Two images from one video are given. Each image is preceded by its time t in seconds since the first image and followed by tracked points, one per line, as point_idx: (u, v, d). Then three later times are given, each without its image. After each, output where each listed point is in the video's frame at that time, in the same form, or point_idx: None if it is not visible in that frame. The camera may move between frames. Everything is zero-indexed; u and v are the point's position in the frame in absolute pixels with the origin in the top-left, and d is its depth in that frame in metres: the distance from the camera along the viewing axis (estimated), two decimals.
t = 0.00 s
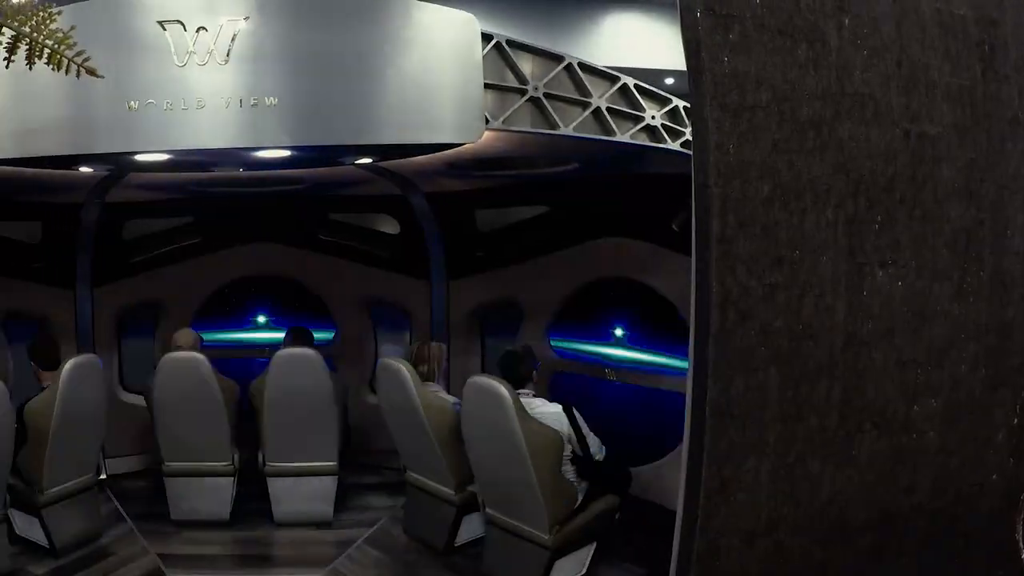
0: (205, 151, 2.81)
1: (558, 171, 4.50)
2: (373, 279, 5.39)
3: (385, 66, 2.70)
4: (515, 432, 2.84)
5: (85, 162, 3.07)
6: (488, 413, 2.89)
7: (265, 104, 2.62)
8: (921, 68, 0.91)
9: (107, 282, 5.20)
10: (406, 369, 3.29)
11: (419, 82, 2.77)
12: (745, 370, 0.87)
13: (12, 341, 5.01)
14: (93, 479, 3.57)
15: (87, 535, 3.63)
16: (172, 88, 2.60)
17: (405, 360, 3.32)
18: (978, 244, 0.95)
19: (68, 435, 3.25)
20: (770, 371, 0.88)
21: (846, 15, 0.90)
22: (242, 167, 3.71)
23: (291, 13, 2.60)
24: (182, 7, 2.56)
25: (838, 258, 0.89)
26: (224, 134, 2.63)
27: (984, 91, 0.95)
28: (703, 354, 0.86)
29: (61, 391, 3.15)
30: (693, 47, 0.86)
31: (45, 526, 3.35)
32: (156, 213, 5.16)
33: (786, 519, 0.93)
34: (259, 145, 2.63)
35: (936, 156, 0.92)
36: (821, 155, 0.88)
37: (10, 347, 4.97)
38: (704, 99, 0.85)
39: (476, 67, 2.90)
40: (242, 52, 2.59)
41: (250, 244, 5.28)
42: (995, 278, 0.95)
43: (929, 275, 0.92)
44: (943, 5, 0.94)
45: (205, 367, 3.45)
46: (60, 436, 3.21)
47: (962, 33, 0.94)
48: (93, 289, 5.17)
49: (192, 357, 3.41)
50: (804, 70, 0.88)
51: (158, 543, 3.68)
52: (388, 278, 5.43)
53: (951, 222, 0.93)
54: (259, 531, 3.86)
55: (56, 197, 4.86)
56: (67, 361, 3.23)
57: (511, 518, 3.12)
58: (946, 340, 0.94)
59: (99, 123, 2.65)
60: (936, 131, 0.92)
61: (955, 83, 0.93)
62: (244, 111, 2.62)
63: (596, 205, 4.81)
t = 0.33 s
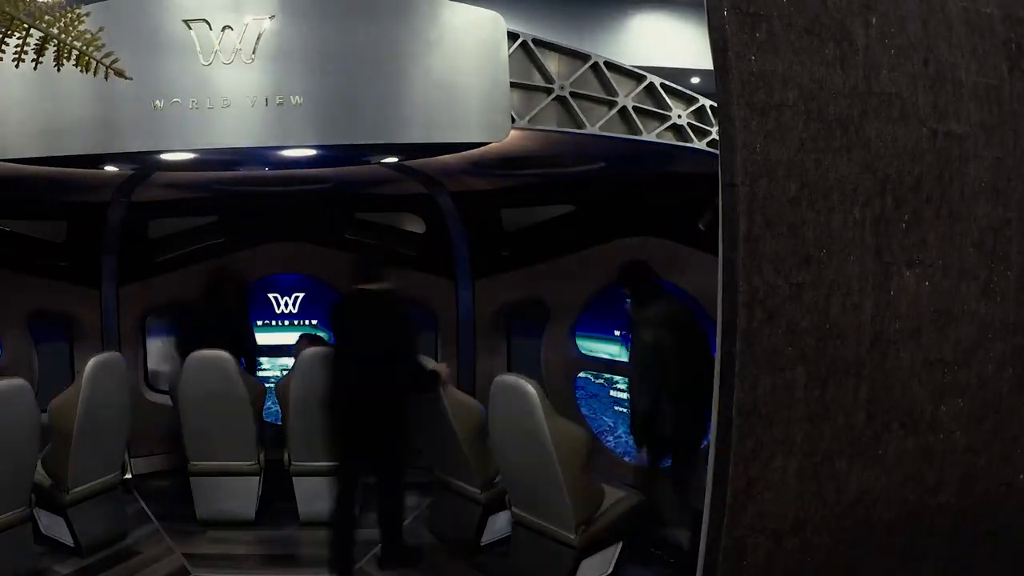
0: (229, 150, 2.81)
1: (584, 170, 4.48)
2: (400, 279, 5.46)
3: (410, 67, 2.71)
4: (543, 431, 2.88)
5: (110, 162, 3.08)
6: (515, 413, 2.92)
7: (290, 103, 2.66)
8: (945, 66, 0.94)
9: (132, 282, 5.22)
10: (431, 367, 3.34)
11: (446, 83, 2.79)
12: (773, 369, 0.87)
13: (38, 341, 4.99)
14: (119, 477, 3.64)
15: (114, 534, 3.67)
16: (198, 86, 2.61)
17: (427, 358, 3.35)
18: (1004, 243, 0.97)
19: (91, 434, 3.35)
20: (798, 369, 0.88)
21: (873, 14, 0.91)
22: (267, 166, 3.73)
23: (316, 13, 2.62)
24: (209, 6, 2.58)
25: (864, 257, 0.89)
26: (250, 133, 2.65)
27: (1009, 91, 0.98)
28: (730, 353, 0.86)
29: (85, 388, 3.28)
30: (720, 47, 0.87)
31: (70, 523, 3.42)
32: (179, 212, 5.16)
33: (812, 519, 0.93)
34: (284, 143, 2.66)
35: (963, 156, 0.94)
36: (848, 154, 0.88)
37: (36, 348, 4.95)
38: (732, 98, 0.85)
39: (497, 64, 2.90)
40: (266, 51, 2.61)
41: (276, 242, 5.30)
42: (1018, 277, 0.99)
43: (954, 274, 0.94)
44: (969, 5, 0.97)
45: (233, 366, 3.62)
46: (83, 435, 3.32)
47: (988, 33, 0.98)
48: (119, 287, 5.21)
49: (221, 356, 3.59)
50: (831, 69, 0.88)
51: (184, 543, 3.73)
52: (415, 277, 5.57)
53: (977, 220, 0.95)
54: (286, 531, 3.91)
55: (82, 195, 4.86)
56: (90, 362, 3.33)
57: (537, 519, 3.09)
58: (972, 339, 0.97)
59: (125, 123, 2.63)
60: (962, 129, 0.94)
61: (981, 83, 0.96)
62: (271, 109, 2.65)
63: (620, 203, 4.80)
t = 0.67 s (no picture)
0: (255, 151, 2.85)
1: (610, 170, 4.47)
2: (427, 279, 5.51)
3: (436, 67, 2.75)
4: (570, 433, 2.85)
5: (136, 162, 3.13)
6: (542, 414, 2.92)
7: (317, 104, 2.68)
8: (968, 67, 0.95)
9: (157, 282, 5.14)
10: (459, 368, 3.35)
11: (472, 83, 2.83)
12: (799, 370, 0.87)
13: (64, 343, 5.05)
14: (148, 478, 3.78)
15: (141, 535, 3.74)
16: (225, 87, 2.66)
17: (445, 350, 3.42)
18: None
19: (119, 434, 3.39)
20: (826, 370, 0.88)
21: (899, 13, 0.91)
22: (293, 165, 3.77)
23: (343, 12, 2.65)
24: (235, 7, 2.62)
25: (890, 257, 0.90)
26: (277, 132, 2.69)
27: None
28: (757, 353, 0.86)
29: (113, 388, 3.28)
30: (746, 47, 0.86)
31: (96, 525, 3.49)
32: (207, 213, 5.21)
33: (839, 519, 0.93)
34: (312, 143, 2.69)
35: (988, 156, 0.96)
36: (874, 155, 0.89)
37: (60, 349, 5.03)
38: (758, 98, 0.85)
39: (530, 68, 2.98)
40: (294, 52, 2.65)
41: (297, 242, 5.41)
42: None
43: (981, 275, 0.96)
44: (996, 6, 0.99)
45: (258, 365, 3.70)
46: (111, 435, 3.35)
47: (1013, 36, 1.00)
48: (145, 288, 5.10)
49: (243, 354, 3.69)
50: (858, 69, 0.89)
51: (211, 543, 3.80)
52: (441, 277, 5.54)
53: (1003, 220, 0.97)
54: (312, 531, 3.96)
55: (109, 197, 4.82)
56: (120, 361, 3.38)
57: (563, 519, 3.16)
58: (996, 339, 0.99)
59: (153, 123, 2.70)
60: (987, 130, 0.96)
61: (1007, 83, 0.98)
62: (298, 110, 2.68)
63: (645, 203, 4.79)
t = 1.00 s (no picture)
0: (280, 151, 2.90)
1: (636, 171, 4.46)
2: (453, 279, 5.55)
3: (463, 65, 2.78)
4: (594, 434, 2.86)
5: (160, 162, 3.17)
6: (567, 413, 2.93)
7: (343, 103, 2.72)
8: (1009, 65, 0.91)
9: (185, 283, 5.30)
10: (485, 369, 3.37)
11: (498, 83, 2.85)
12: (826, 370, 0.87)
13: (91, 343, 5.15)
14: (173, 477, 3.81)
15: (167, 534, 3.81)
16: (249, 88, 2.71)
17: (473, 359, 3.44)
18: None
19: (146, 430, 3.43)
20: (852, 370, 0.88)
21: (928, 12, 0.89)
22: (320, 165, 3.83)
23: (369, 13, 2.69)
24: (262, 8, 2.68)
25: (917, 258, 0.89)
26: (304, 131, 2.73)
27: None
28: (783, 350, 0.87)
29: (137, 388, 3.32)
30: (773, 47, 0.88)
31: (122, 521, 3.56)
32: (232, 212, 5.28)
33: (866, 520, 0.93)
34: (335, 143, 2.73)
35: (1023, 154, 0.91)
36: (901, 155, 0.88)
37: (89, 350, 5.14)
38: (784, 98, 0.87)
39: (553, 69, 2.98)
40: (319, 52, 2.70)
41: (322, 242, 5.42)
42: None
43: (1013, 276, 0.91)
44: None
45: (285, 367, 3.63)
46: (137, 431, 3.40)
47: None
48: (171, 288, 5.27)
49: (273, 356, 3.59)
50: (884, 68, 0.88)
51: (236, 543, 3.86)
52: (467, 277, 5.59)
53: None
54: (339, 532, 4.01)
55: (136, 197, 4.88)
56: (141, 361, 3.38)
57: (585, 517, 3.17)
58: None
59: (177, 122, 2.74)
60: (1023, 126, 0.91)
61: None
62: (323, 109, 2.73)
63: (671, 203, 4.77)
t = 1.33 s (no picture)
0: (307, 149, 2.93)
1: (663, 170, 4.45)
2: (479, 278, 5.60)
3: (490, 64, 2.81)
4: (623, 432, 2.86)
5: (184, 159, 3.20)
6: (595, 411, 2.94)
7: (369, 102, 2.76)
8: None
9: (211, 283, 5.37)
10: (512, 367, 3.39)
11: (525, 83, 2.87)
12: (853, 369, 0.87)
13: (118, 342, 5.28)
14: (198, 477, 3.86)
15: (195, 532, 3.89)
16: (277, 88, 2.74)
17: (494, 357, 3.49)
18: None
19: (173, 430, 3.51)
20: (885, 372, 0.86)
21: (953, 13, 0.91)
22: (347, 164, 3.90)
23: (395, 14, 2.73)
24: (289, 7, 2.71)
25: (943, 256, 0.89)
26: (331, 131, 2.76)
27: None
28: (810, 351, 0.86)
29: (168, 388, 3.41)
30: (799, 45, 0.87)
31: (147, 520, 3.62)
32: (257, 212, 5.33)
33: (891, 519, 0.93)
34: (361, 142, 2.76)
35: None
36: (927, 155, 0.88)
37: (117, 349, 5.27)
38: (811, 97, 0.86)
39: (581, 65, 2.98)
40: (345, 52, 2.73)
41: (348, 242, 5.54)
42: None
43: None
44: None
45: (312, 366, 3.70)
46: (165, 431, 3.48)
47: None
48: (198, 287, 5.33)
49: (300, 355, 3.66)
50: (913, 67, 0.88)
51: (263, 543, 3.94)
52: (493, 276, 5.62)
53: None
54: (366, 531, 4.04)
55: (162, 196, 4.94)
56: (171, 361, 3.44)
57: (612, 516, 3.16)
58: None
59: (201, 120, 2.76)
60: None
61: None
62: (350, 108, 2.76)
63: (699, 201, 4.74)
